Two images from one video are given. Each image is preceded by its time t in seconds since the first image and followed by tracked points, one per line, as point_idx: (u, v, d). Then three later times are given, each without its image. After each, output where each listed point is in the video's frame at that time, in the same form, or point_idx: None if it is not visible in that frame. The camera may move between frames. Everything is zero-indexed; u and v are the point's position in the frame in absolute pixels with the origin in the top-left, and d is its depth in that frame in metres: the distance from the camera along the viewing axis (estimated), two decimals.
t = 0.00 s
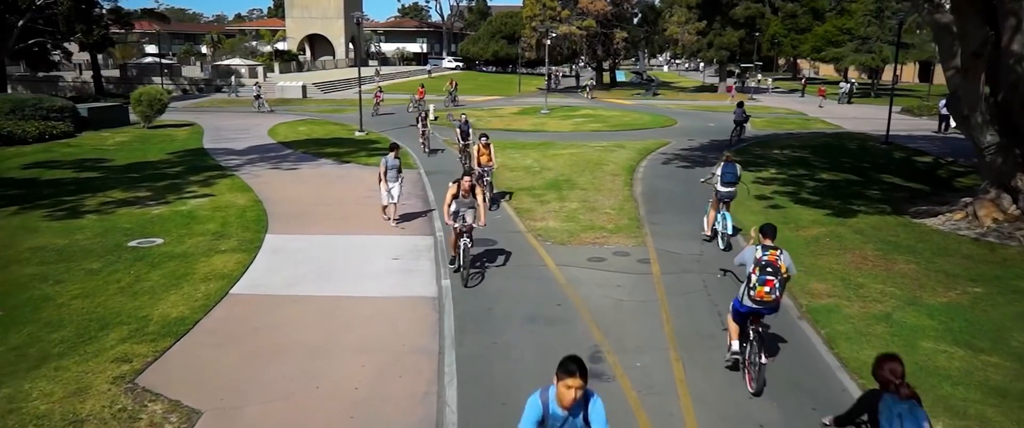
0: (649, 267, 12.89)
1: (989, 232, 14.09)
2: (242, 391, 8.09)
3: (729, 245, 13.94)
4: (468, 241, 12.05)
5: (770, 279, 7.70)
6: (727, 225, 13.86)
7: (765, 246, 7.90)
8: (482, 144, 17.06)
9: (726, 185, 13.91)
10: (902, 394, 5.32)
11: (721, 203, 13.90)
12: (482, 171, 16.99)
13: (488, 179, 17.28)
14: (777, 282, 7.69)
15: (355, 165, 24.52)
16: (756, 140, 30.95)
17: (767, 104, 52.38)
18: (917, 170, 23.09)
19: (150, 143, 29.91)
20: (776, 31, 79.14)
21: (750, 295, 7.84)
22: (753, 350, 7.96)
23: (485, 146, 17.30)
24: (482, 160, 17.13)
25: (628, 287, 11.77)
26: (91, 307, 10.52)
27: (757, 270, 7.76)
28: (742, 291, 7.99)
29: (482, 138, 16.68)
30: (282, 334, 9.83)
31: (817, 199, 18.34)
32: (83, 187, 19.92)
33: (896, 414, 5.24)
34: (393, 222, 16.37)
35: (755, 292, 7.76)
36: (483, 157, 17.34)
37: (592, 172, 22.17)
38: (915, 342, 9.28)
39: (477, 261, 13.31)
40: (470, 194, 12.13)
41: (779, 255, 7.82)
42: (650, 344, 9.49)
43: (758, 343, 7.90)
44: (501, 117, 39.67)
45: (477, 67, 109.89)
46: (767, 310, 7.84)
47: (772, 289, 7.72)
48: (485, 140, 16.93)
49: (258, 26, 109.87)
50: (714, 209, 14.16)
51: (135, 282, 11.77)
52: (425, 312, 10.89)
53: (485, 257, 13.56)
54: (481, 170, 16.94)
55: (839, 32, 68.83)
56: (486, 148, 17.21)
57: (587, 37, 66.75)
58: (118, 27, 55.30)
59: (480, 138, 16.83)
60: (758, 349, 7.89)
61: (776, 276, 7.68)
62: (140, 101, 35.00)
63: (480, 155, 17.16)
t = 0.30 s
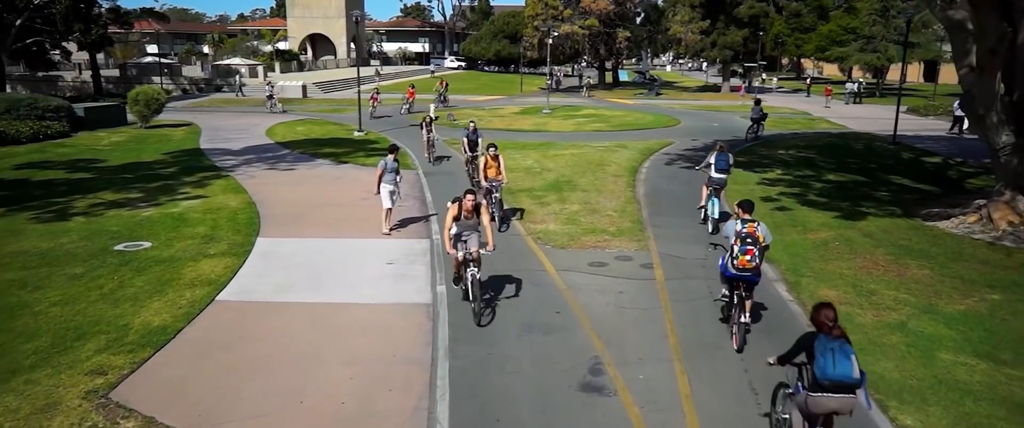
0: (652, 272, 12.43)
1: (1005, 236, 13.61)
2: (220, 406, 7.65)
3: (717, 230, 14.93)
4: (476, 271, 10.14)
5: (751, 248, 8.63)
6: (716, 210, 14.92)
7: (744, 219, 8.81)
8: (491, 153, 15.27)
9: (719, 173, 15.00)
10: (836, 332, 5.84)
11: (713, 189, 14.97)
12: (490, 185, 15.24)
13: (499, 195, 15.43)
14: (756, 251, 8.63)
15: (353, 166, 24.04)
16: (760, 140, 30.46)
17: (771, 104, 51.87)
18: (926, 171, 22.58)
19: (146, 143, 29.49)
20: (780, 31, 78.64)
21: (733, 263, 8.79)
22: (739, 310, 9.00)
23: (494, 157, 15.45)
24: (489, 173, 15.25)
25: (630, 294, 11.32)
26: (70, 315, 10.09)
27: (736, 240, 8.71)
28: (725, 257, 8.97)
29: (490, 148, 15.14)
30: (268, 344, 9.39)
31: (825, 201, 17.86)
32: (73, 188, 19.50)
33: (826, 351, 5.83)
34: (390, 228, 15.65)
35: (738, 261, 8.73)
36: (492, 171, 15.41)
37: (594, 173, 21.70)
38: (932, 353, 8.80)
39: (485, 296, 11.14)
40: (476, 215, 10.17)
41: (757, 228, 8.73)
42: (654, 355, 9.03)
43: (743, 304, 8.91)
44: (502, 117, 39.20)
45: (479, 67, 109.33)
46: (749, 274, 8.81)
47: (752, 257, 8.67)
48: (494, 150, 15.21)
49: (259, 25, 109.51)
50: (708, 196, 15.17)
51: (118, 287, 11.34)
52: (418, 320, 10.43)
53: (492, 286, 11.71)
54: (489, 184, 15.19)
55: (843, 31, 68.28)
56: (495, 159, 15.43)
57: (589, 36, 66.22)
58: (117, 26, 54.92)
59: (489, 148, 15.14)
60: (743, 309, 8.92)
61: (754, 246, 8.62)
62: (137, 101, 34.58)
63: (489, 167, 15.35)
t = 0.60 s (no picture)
0: (658, 277, 11.99)
1: None
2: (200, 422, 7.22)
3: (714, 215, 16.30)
4: (483, 313, 8.31)
5: (741, 226, 9.68)
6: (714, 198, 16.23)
7: (735, 201, 9.83)
8: (499, 167, 13.80)
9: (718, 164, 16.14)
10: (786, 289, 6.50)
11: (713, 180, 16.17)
12: (498, 202, 13.69)
13: (508, 214, 13.79)
14: (745, 228, 9.68)
15: (352, 166, 23.67)
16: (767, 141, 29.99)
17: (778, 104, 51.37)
18: (938, 172, 22.09)
19: (145, 143, 29.13)
20: (786, 30, 78.15)
21: (726, 240, 9.83)
22: (734, 284, 9.94)
23: (501, 173, 13.95)
24: (496, 190, 13.78)
25: (634, 300, 10.87)
26: (49, 323, 9.66)
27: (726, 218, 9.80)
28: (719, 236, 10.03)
29: (498, 163, 13.72)
30: (254, 354, 8.98)
31: (835, 204, 17.40)
32: (66, 189, 19.12)
33: (779, 306, 6.50)
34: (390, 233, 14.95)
35: (729, 237, 9.77)
36: (499, 187, 13.90)
37: (598, 174, 21.26)
38: (954, 367, 8.33)
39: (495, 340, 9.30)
40: (480, 244, 8.37)
41: (746, 207, 9.75)
42: (659, 367, 8.59)
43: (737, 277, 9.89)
44: (505, 117, 38.78)
45: (483, 66, 108.90)
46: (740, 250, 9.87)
47: (743, 234, 9.71)
48: (501, 165, 13.74)
49: (263, 25, 109.34)
50: (706, 185, 16.31)
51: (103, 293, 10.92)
52: (413, 329, 9.99)
53: (501, 325, 9.95)
54: (499, 202, 13.67)
55: (850, 30, 67.76)
56: (503, 175, 13.95)
57: (594, 36, 65.76)
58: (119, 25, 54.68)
59: (496, 162, 13.73)
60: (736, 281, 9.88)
61: (744, 224, 9.67)
62: (136, 100, 34.26)
63: (497, 183, 13.88)
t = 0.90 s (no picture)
0: (664, 284, 11.52)
1: None
2: None
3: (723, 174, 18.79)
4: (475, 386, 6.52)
5: (731, 205, 10.79)
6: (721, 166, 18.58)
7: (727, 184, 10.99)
8: (505, 186, 11.47)
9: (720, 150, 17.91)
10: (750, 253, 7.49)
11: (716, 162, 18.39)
12: (504, 228, 11.38)
13: (519, 241, 11.40)
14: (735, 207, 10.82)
15: (353, 166, 23.30)
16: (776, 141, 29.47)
17: (786, 104, 50.84)
18: (952, 174, 21.55)
19: (145, 143, 28.78)
20: (794, 29, 77.49)
21: (718, 218, 10.93)
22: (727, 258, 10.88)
23: (510, 191, 11.67)
24: (505, 213, 11.59)
25: (640, 309, 10.41)
26: (27, 332, 9.25)
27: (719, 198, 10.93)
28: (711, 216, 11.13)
29: (503, 181, 11.34)
30: (238, 366, 8.54)
31: (848, 206, 16.88)
32: (61, 190, 18.79)
33: (747, 269, 7.47)
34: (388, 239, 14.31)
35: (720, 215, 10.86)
36: (507, 209, 11.67)
37: (603, 175, 20.80)
38: (982, 385, 7.81)
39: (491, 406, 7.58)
40: (475, 294, 6.55)
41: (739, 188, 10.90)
42: (666, 382, 8.12)
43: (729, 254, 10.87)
44: (510, 117, 38.35)
45: (490, 66, 108.41)
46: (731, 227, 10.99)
47: (732, 212, 10.81)
48: (508, 183, 11.38)
49: (269, 24, 109.26)
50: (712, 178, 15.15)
51: (87, 299, 10.50)
52: (408, 338, 9.55)
53: (505, 379, 8.27)
54: (505, 228, 11.36)
55: (859, 30, 67.15)
56: (510, 193, 11.61)
57: (600, 35, 65.26)
58: (124, 25, 54.49)
59: (501, 180, 11.39)
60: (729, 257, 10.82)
61: (734, 203, 10.78)
62: (137, 100, 33.94)
63: (504, 205, 11.63)
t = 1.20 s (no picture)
0: (671, 291, 11.04)
1: None
2: None
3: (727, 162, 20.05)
4: None
5: (728, 190, 11.87)
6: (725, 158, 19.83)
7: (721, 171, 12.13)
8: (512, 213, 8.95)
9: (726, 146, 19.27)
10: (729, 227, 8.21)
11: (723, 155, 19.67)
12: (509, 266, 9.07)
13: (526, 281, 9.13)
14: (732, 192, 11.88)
15: (354, 166, 22.89)
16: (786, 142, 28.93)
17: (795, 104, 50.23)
18: (968, 175, 20.96)
19: (146, 143, 28.45)
20: (804, 29, 76.80)
21: (714, 202, 11.99)
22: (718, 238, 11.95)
23: (517, 219, 9.17)
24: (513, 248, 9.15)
25: (645, 318, 9.94)
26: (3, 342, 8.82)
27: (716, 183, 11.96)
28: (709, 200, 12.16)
29: (508, 207, 8.86)
30: (222, 378, 8.11)
31: (862, 210, 16.32)
32: (55, 191, 18.45)
33: (725, 242, 8.18)
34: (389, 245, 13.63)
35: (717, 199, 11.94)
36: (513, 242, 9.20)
37: (609, 176, 20.31)
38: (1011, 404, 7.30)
39: None
40: (459, 379, 4.92)
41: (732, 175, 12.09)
42: (672, 399, 7.65)
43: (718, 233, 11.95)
44: (516, 117, 37.90)
45: (498, 65, 107.89)
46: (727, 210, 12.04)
47: (729, 196, 11.87)
48: (515, 210, 8.88)
49: (276, 23, 109.13)
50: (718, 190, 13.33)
51: (69, 306, 10.08)
52: (401, 349, 9.10)
53: None
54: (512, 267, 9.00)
55: (870, 28, 66.42)
56: (518, 221, 9.14)
57: (608, 34, 64.73)
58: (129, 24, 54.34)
59: (508, 206, 8.85)
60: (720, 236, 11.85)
61: (730, 188, 11.87)
62: (139, 99, 33.61)
63: (508, 235, 9.15)
